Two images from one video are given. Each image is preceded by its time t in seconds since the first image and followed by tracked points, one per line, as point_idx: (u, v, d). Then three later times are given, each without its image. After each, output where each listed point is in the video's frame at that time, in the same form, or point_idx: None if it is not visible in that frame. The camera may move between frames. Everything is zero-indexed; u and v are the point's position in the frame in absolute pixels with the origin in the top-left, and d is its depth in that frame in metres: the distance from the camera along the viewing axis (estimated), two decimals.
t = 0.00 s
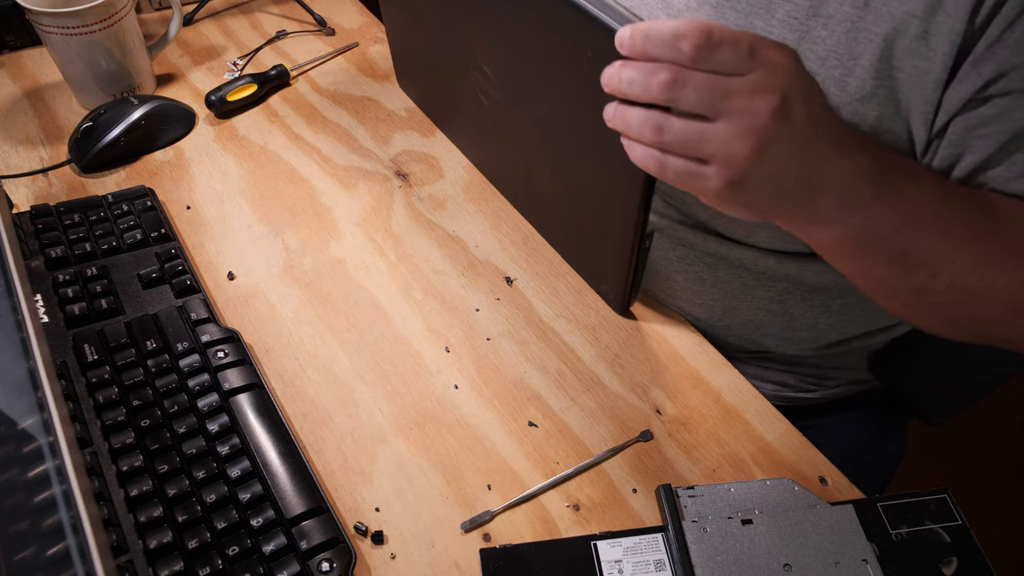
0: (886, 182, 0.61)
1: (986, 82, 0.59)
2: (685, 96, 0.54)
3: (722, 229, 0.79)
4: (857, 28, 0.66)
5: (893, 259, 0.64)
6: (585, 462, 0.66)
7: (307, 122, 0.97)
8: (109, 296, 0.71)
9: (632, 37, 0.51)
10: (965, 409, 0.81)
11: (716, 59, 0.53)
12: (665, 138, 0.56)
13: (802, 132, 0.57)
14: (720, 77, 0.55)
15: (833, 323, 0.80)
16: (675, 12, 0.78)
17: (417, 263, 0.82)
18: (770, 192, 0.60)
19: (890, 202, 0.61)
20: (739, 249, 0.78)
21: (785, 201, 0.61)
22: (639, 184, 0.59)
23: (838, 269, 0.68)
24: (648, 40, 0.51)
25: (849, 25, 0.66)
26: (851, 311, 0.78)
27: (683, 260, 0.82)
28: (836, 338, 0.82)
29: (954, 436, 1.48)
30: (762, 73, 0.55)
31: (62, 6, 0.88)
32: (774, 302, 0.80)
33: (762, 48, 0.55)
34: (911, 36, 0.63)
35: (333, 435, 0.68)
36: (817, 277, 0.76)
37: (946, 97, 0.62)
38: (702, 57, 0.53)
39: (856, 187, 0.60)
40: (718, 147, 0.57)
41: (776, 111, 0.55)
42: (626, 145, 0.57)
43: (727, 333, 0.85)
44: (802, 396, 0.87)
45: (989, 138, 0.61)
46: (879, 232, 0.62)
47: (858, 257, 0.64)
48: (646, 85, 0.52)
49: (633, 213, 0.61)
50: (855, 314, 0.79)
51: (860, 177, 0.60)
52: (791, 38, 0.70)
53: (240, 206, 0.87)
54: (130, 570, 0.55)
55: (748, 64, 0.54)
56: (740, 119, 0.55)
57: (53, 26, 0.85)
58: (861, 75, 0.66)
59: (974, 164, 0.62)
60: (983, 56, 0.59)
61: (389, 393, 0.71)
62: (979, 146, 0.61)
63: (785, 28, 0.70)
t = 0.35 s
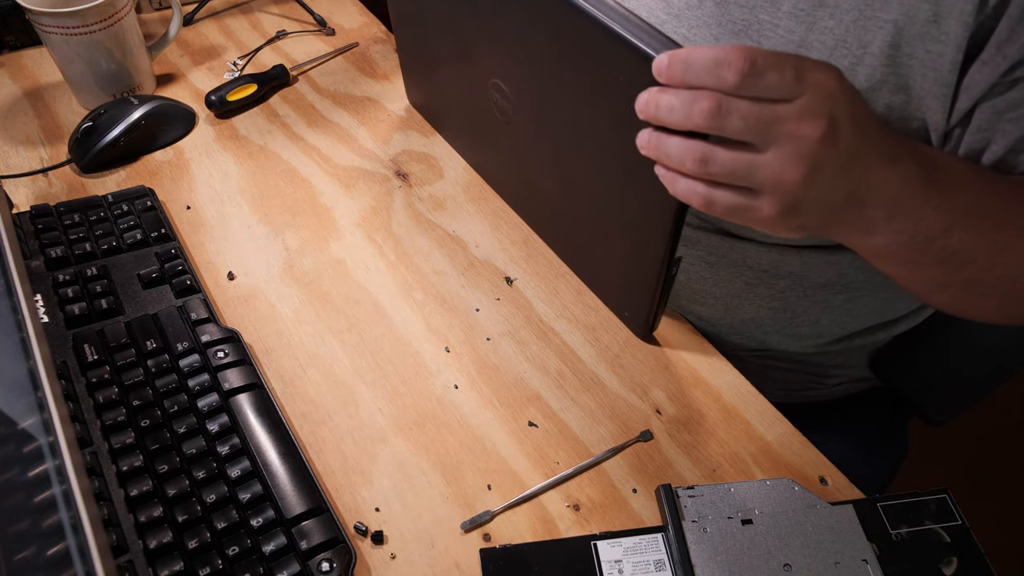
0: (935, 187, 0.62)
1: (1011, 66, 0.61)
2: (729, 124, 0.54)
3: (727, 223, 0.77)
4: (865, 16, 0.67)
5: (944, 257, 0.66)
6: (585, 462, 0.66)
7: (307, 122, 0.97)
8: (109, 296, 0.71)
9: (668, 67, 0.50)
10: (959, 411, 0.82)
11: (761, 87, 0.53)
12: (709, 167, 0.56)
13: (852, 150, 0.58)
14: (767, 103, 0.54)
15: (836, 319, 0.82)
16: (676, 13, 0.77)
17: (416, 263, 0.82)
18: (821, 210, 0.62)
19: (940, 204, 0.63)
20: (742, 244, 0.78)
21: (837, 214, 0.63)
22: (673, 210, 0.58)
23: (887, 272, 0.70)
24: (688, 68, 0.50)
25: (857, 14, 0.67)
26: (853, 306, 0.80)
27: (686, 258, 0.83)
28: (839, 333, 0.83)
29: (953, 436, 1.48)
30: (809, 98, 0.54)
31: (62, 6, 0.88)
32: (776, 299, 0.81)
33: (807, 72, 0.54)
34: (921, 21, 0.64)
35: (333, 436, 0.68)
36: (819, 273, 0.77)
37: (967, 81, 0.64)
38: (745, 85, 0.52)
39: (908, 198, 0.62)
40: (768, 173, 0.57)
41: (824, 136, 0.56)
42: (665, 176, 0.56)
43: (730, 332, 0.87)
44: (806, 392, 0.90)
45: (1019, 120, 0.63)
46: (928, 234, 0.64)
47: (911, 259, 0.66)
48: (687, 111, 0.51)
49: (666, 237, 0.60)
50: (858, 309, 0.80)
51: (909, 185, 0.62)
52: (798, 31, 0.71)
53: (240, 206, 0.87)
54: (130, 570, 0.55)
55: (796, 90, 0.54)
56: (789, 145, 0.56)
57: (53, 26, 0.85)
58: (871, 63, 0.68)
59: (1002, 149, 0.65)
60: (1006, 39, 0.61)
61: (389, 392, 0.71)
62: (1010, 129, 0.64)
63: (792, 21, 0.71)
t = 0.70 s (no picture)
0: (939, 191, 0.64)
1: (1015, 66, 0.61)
2: (734, 133, 0.55)
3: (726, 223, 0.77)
4: (868, 14, 0.67)
5: (943, 262, 0.68)
6: (585, 462, 0.66)
7: (307, 122, 0.97)
8: (109, 296, 0.71)
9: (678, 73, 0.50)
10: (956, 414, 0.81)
11: (768, 99, 0.54)
12: (709, 175, 0.57)
13: (855, 159, 0.60)
14: (772, 116, 0.55)
15: (835, 318, 0.82)
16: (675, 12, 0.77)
17: (416, 263, 0.82)
18: (823, 217, 0.64)
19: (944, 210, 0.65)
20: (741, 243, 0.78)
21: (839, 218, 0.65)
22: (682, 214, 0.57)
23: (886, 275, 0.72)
24: (695, 78, 0.50)
25: (859, 12, 0.67)
26: (852, 304, 0.80)
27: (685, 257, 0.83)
28: (839, 331, 0.83)
29: (953, 436, 1.48)
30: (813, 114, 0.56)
31: (62, 6, 0.88)
32: (775, 298, 0.81)
33: (814, 85, 0.55)
34: (924, 20, 0.64)
35: (333, 435, 0.68)
36: (818, 271, 0.77)
37: (969, 81, 0.64)
38: (752, 96, 0.53)
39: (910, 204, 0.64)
40: (770, 182, 0.59)
41: (824, 149, 0.58)
42: (669, 181, 0.56)
43: (730, 330, 0.87)
44: (805, 391, 0.90)
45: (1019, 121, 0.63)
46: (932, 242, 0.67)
47: (914, 261, 0.68)
48: (691, 119, 0.52)
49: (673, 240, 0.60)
50: (857, 307, 0.80)
51: (914, 190, 0.63)
52: (799, 28, 0.71)
53: (240, 206, 0.87)
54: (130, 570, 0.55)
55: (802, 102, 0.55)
56: (790, 157, 0.58)
57: (53, 26, 0.85)
58: (872, 61, 0.68)
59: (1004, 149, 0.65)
60: (1010, 39, 0.61)
61: (389, 393, 0.71)
62: (1010, 130, 0.64)
63: (794, 19, 0.71)
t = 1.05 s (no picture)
0: (943, 196, 0.65)
1: None
2: (754, 124, 0.54)
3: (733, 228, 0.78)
4: (885, 24, 0.68)
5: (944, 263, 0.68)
6: (586, 463, 0.66)
7: (307, 122, 0.97)
8: (109, 296, 0.71)
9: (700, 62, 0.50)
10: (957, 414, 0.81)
11: (788, 90, 0.53)
12: (727, 168, 0.55)
13: (864, 160, 0.60)
14: (790, 108, 0.55)
15: (838, 323, 0.83)
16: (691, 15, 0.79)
17: (417, 263, 0.82)
18: (833, 217, 0.64)
19: (945, 213, 0.65)
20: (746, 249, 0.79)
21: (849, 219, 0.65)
22: (690, 213, 0.58)
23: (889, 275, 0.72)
24: (716, 67, 0.50)
25: (877, 22, 0.68)
26: (856, 311, 0.81)
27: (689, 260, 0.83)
28: (841, 336, 0.84)
29: (953, 437, 1.48)
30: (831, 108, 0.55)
31: (62, 6, 0.88)
32: (779, 302, 0.82)
33: (832, 80, 0.55)
34: (943, 31, 0.65)
35: (333, 435, 0.68)
36: (823, 276, 0.78)
37: (986, 92, 0.65)
38: (773, 86, 0.52)
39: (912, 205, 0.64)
40: (786, 178, 0.58)
41: (841, 145, 0.58)
42: (684, 175, 0.55)
43: (732, 333, 0.88)
44: (806, 393, 0.91)
45: None
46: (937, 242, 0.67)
47: (916, 262, 0.68)
48: (711, 109, 0.51)
49: (679, 241, 0.60)
50: (860, 313, 0.82)
51: (918, 193, 0.64)
52: (816, 36, 0.72)
53: (240, 207, 0.87)
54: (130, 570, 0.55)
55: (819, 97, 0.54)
56: (807, 150, 0.57)
57: (53, 26, 0.85)
58: (889, 70, 0.69)
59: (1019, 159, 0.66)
60: None
61: (389, 393, 0.71)
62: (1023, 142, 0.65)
63: (811, 26, 0.72)
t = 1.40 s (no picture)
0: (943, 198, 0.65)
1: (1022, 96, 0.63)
2: (758, 125, 0.53)
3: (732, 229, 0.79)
4: (888, 29, 0.69)
5: (946, 265, 0.68)
6: (586, 462, 0.66)
7: (307, 122, 0.97)
8: (109, 296, 0.71)
9: (704, 59, 0.49)
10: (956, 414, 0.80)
11: (792, 92, 0.53)
12: (730, 168, 0.55)
13: (866, 161, 0.60)
14: (794, 109, 0.54)
15: (836, 324, 0.84)
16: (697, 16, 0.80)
17: (416, 263, 0.82)
18: (834, 217, 0.64)
19: (945, 215, 0.65)
20: (745, 249, 0.80)
21: (842, 223, 0.65)
22: (691, 213, 0.58)
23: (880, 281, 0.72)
24: (721, 65, 0.49)
25: (880, 27, 0.69)
26: (855, 312, 0.82)
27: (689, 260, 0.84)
28: (839, 336, 0.85)
29: (953, 436, 1.48)
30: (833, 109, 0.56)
31: (62, 6, 0.88)
32: (778, 302, 0.83)
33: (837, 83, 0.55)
34: (943, 40, 0.66)
35: (333, 435, 0.68)
36: (822, 278, 0.79)
37: (982, 103, 0.66)
38: (779, 87, 0.51)
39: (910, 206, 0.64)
40: (788, 179, 0.58)
41: (843, 146, 0.57)
42: (684, 173, 0.55)
43: (730, 332, 0.89)
44: (803, 391, 0.92)
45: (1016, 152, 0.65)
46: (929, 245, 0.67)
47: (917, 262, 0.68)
48: (714, 109, 0.51)
49: (680, 242, 0.60)
50: (859, 314, 0.82)
51: (917, 195, 0.64)
52: (819, 38, 0.73)
53: (240, 207, 0.87)
54: (130, 570, 0.55)
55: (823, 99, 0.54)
56: (809, 153, 0.57)
57: (53, 26, 0.85)
58: (889, 76, 0.70)
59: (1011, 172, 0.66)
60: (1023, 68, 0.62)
61: (389, 392, 0.71)
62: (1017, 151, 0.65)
63: (814, 28, 0.73)
